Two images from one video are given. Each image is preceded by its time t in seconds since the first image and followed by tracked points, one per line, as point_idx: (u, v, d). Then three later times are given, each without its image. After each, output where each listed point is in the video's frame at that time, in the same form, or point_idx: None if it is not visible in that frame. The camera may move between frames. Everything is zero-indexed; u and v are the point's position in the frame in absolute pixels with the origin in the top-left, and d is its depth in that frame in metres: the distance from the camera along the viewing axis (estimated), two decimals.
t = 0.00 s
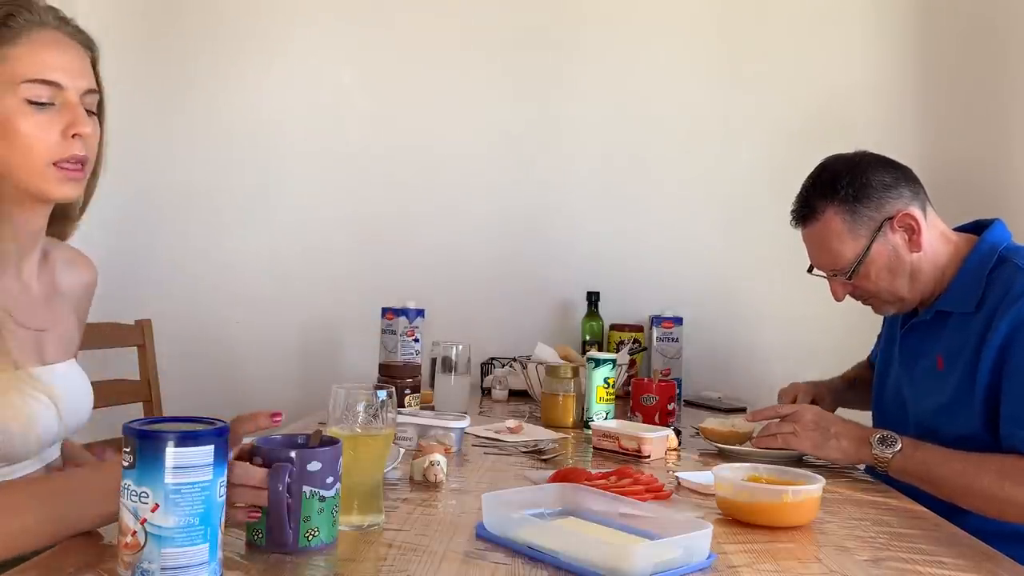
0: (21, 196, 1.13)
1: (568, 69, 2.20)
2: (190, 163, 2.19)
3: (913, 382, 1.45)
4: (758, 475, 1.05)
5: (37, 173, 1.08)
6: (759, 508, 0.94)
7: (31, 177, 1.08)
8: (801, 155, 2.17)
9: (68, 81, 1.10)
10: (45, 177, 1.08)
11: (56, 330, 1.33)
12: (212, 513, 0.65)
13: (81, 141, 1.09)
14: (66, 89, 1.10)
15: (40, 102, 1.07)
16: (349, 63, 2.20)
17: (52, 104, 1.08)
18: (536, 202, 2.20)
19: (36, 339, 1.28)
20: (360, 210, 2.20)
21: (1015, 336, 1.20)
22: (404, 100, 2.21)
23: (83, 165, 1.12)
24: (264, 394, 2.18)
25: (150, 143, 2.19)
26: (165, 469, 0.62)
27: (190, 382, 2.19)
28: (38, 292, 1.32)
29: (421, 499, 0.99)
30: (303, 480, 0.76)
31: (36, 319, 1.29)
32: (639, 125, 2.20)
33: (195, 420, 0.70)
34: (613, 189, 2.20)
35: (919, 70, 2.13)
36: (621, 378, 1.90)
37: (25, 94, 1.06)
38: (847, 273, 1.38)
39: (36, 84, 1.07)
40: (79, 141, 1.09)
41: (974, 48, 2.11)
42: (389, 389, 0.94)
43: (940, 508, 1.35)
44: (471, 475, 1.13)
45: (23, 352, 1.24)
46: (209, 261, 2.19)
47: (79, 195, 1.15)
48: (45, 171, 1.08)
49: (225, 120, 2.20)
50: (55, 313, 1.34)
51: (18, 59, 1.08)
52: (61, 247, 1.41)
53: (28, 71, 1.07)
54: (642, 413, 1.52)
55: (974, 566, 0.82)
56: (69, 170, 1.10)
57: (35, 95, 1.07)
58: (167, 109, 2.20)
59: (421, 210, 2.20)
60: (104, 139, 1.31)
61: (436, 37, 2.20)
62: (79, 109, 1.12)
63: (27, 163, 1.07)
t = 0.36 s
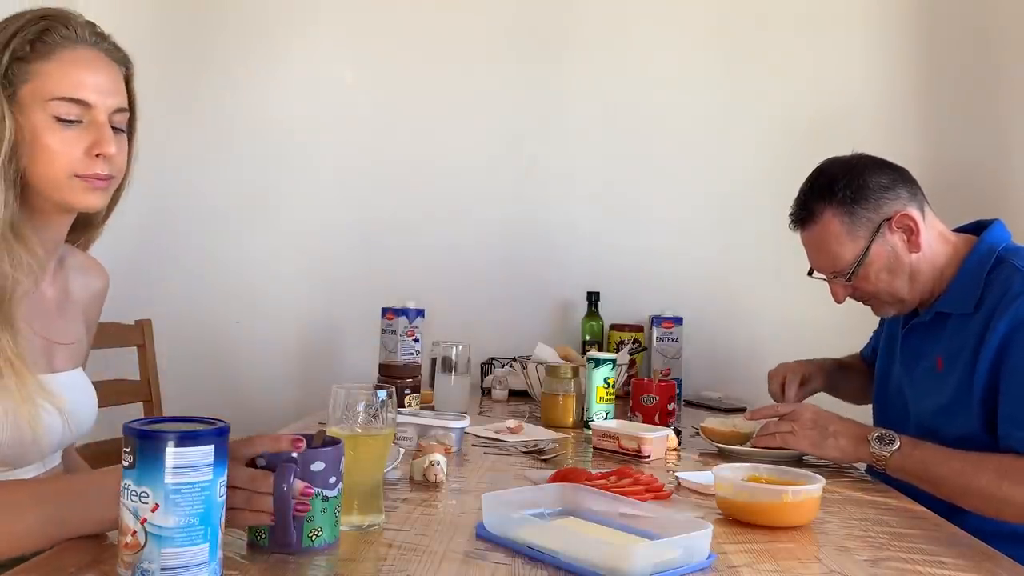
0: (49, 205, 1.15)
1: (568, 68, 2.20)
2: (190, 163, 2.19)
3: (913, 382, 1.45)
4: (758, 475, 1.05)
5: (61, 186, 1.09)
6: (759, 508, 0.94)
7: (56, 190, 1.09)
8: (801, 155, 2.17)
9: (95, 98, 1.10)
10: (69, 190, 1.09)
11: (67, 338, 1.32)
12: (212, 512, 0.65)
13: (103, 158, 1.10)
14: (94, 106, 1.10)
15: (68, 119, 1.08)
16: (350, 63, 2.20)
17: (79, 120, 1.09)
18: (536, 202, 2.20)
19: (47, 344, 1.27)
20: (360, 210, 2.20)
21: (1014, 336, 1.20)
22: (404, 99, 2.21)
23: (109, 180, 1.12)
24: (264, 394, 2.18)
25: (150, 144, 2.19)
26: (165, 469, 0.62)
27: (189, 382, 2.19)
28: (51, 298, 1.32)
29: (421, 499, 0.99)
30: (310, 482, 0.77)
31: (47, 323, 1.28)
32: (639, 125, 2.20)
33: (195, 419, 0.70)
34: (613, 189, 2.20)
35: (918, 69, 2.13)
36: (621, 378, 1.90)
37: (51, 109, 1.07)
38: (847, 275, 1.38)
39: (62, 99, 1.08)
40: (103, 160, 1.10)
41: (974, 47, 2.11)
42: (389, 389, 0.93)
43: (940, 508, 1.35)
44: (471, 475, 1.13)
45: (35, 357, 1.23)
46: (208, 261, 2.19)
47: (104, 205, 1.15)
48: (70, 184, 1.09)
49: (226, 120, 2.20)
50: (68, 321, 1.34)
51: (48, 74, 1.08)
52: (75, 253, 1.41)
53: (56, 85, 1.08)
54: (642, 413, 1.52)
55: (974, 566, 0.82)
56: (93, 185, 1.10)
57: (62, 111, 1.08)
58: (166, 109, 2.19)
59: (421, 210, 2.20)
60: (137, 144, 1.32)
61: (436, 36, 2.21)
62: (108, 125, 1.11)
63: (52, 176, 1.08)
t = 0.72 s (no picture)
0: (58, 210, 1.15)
1: (569, 68, 2.20)
2: (190, 162, 2.19)
3: (912, 384, 1.45)
4: (758, 475, 1.05)
5: (69, 193, 1.09)
6: (760, 508, 0.94)
7: (65, 197, 1.09)
8: (801, 154, 2.17)
9: (106, 106, 1.09)
10: (77, 197, 1.09)
11: (70, 342, 1.32)
12: (212, 512, 0.65)
13: (112, 167, 1.09)
14: (105, 114, 1.09)
15: (79, 126, 1.08)
16: (350, 62, 2.20)
17: (89, 128, 1.08)
18: (536, 202, 2.20)
19: (49, 349, 1.27)
20: (360, 209, 2.20)
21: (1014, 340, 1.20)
22: (404, 99, 2.21)
23: (116, 188, 1.12)
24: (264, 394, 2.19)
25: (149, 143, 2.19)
26: (165, 469, 0.62)
27: (189, 382, 2.19)
28: (53, 301, 1.32)
29: (421, 499, 0.99)
30: (286, 450, 0.86)
31: (48, 327, 1.28)
32: (639, 125, 2.20)
33: (195, 419, 0.70)
34: (613, 189, 2.20)
35: (919, 70, 2.13)
36: (621, 378, 1.90)
37: (62, 116, 1.07)
38: (848, 279, 1.38)
39: (74, 106, 1.07)
40: (111, 168, 1.09)
41: (975, 47, 2.11)
42: (390, 389, 0.90)
43: (940, 508, 1.35)
44: (471, 475, 1.13)
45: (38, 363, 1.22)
46: (208, 261, 2.19)
47: (111, 212, 1.15)
48: (77, 192, 1.09)
49: (226, 119, 2.20)
50: (71, 325, 1.34)
51: (60, 82, 1.08)
52: (79, 253, 1.42)
53: (69, 93, 1.07)
54: (641, 414, 1.52)
55: (974, 567, 0.82)
56: (101, 194, 1.11)
57: (73, 118, 1.07)
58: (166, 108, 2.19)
59: (420, 210, 2.20)
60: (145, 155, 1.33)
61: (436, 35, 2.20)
62: (119, 133, 1.11)
63: (61, 183, 1.08)
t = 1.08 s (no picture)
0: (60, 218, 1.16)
1: (569, 69, 2.20)
2: (190, 163, 2.19)
3: (912, 382, 1.45)
4: (758, 475, 1.05)
5: (75, 205, 1.09)
6: (759, 508, 0.94)
7: (71, 209, 1.09)
8: (802, 155, 2.17)
9: (117, 120, 1.09)
10: (81, 209, 1.09)
11: (68, 349, 1.32)
12: (212, 513, 0.65)
13: (118, 182, 1.10)
14: (115, 128, 1.09)
15: (89, 139, 1.08)
16: (350, 62, 2.20)
17: (99, 140, 1.08)
18: (536, 202, 2.20)
19: (45, 354, 1.27)
20: (360, 209, 2.20)
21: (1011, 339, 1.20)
22: (405, 100, 2.21)
23: (120, 203, 1.13)
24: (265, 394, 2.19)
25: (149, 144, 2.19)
26: (165, 469, 0.62)
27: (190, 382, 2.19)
28: (53, 306, 1.32)
29: (421, 499, 0.99)
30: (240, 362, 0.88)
31: (47, 330, 1.28)
32: (639, 125, 2.20)
33: (195, 420, 0.70)
34: (613, 190, 2.20)
35: (919, 70, 2.13)
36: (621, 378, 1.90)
37: (73, 127, 1.07)
38: (847, 276, 1.38)
39: (85, 118, 1.07)
40: (118, 182, 1.10)
41: (975, 48, 2.11)
42: (390, 389, 0.90)
43: (940, 509, 1.35)
44: (471, 475, 1.13)
45: (35, 364, 1.22)
46: (208, 261, 2.19)
47: (113, 224, 1.16)
48: (82, 205, 1.09)
49: (225, 120, 2.20)
50: (69, 327, 1.34)
51: (73, 93, 1.07)
52: (81, 254, 1.42)
53: (82, 104, 1.07)
54: (641, 414, 1.52)
55: (973, 567, 0.82)
56: (104, 208, 1.11)
57: (84, 130, 1.07)
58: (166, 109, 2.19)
59: (420, 210, 2.20)
60: (153, 167, 1.33)
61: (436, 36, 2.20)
62: (128, 147, 1.11)
63: (68, 195, 1.08)
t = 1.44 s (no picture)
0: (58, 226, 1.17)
1: (569, 69, 2.20)
2: (189, 163, 2.19)
3: (910, 380, 1.45)
4: (758, 475, 1.05)
5: (72, 213, 1.10)
6: (760, 508, 0.94)
7: (65, 216, 1.10)
8: (802, 155, 2.17)
9: (128, 133, 1.08)
10: (76, 218, 1.10)
11: (67, 347, 1.32)
12: (212, 513, 0.65)
13: (120, 194, 1.10)
14: (125, 140, 1.08)
15: (97, 149, 1.08)
16: (350, 63, 2.20)
17: (106, 152, 1.08)
18: (535, 202, 2.20)
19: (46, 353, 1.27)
20: (359, 209, 2.20)
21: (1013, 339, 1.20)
22: (405, 100, 2.21)
23: (117, 214, 1.13)
24: (265, 394, 2.19)
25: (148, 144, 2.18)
26: (165, 469, 0.62)
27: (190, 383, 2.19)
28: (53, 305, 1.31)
29: (421, 499, 0.99)
30: (212, 375, 0.86)
31: (48, 326, 1.28)
32: (639, 126, 2.20)
33: (195, 419, 0.70)
34: (613, 190, 2.20)
35: (919, 70, 2.13)
36: (621, 378, 1.90)
37: (83, 137, 1.07)
38: (847, 271, 1.38)
39: (95, 129, 1.07)
40: (120, 194, 1.10)
41: (974, 47, 2.11)
42: (390, 389, 0.90)
43: (940, 509, 1.35)
44: (471, 475, 1.13)
45: (34, 362, 1.23)
46: (207, 262, 2.19)
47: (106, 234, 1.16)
48: (78, 214, 1.10)
49: (225, 120, 2.20)
50: (68, 325, 1.34)
51: (86, 104, 1.07)
52: (78, 252, 1.41)
53: (94, 115, 1.07)
54: (642, 414, 1.52)
55: (973, 567, 0.82)
56: (101, 219, 1.11)
57: (93, 141, 1.07)
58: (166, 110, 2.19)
59: (420, 210, 2.20)
60: (156, 176, 1.34)
61: (436, 36, 2.20)
62: (135, 159, 1.11)
63: (66, 203, 1.09)
